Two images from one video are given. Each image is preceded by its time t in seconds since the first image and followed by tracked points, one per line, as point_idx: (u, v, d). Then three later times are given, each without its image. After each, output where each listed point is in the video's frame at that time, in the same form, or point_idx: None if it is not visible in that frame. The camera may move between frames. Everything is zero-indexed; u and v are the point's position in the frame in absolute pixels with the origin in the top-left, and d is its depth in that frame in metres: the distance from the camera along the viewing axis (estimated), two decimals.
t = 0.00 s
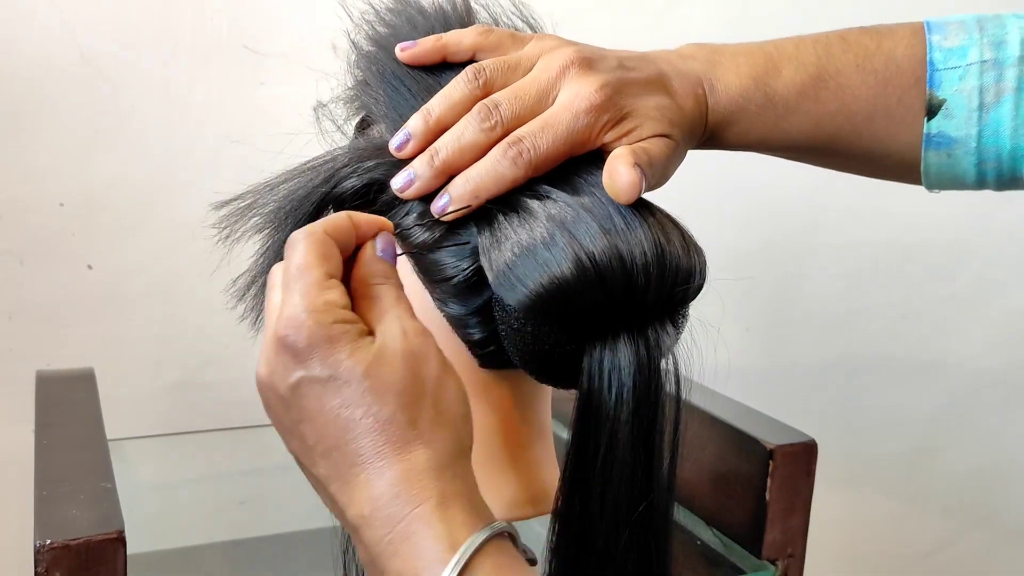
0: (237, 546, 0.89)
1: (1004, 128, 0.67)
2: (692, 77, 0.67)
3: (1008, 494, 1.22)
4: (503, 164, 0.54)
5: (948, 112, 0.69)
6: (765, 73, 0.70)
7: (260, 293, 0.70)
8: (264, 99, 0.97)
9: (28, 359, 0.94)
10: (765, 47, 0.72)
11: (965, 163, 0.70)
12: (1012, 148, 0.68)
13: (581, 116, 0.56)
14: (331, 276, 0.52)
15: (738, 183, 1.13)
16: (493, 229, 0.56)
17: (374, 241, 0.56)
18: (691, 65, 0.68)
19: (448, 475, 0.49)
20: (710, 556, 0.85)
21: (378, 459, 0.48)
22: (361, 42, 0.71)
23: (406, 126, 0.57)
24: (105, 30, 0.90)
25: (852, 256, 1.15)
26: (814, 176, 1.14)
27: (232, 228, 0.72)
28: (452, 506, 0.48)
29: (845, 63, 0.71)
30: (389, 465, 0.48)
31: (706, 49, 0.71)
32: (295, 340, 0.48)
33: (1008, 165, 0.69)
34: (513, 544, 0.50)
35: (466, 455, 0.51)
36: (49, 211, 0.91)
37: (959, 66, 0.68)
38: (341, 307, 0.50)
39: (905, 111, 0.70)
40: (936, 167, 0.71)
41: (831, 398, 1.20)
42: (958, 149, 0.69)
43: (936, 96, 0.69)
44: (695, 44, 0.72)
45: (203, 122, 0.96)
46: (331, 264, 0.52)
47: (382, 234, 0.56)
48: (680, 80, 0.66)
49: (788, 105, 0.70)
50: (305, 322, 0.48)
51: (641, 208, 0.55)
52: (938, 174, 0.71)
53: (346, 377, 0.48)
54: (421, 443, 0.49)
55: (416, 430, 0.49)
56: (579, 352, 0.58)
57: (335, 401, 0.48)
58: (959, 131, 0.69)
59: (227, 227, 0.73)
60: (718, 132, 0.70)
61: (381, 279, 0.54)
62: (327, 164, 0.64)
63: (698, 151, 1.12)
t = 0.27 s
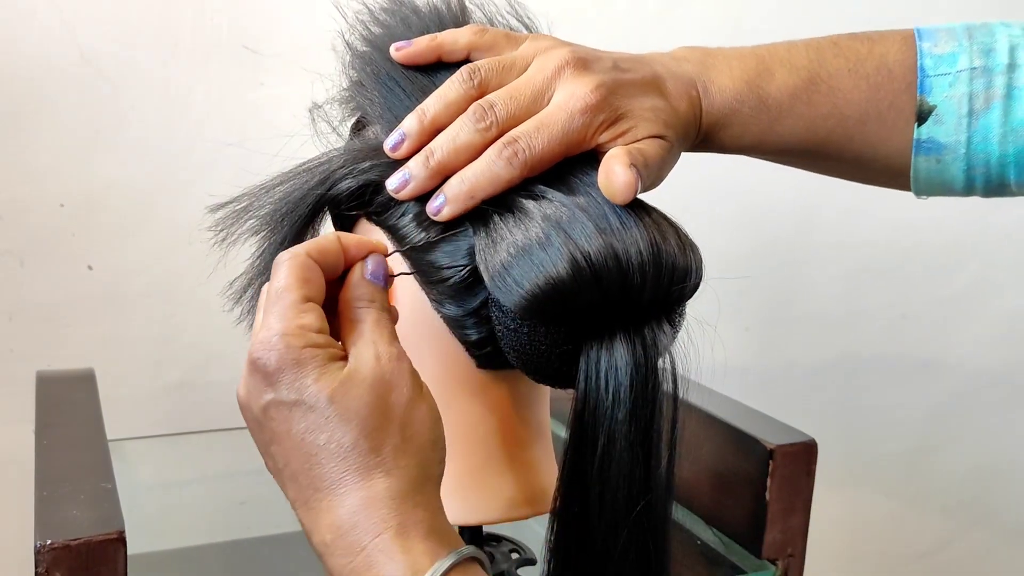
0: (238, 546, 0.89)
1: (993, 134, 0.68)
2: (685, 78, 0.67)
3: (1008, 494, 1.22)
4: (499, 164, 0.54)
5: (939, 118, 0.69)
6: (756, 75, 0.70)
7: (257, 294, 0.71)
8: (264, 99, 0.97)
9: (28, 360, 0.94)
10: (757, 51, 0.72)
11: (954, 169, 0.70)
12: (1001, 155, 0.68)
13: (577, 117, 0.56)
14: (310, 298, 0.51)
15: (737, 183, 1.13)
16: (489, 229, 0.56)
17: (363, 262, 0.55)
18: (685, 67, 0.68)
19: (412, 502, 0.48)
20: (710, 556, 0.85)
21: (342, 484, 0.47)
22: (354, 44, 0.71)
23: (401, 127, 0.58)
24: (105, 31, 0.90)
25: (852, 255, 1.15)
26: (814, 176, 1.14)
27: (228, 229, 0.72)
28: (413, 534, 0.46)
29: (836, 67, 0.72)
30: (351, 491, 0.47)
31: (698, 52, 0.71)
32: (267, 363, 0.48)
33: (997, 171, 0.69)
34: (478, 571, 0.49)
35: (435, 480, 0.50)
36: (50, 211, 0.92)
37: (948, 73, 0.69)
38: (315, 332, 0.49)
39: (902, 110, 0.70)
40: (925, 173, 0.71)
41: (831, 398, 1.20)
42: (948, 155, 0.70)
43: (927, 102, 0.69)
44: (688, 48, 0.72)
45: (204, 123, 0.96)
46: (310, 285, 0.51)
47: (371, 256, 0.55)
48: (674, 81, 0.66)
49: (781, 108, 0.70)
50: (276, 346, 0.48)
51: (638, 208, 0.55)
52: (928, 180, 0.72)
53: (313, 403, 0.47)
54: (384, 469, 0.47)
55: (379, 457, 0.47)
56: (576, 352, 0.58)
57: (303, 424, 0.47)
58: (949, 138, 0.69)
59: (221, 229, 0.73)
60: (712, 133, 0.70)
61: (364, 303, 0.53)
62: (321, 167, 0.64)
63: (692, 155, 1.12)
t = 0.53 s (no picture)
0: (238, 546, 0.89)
1: (995, 130, 0.68)
2: (689, 76, 0.67)
3: (1008, 494, 1.22)
4: (498, 149, 0.54)
5: (941, 113, 0.69)
6: (761, 69, 0.70)
7: (257, 296, 0.70)
8: (264, 99, 0.97)
9: (29, 360, 0.94)
10: (761, 46, 0.72)
11: (956, 165, 0.70)
12: (1003, 149, 0.68)
13: (579, 118, 0.56)
14: (337, 277, 0.51)
15: (738, 182, 1.13)
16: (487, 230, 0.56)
17: (391, 243, 0.55)
18: (688, 62, 0.68)
19: (429, 479, 0.48)
20: (711, 556, 0.85)
21: (362, 458, 0.47)
22: (355, 42, 0.71)
23: (400, 122, 0.57)
24: (105, 31, 0.90)
25: (853, 254, 1.15)
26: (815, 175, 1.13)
27: (229, 230, 0.71)
28: (428, 512, 0.47)
29: (839, 62, 0.71)
30: (370, 466, 0.47)
31: (700, 47, 0.71)
32: (294, 339, 0.48)
33: (998, 166, 0.69)
34: (492, 544, 0.50)
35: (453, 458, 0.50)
36: (50, 212, 0.92)
37: (951, 68, 0.69)
38: (341, 310, 0.49)
39: (902, 108, 0.70)
40: (927, 168, 0.72)
41: (831, 397, 1.19)
42: (950, 151, 0.70)
43: (930, 98, 0.69)
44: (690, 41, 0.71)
45: (205, 122, 0.96)
46: (338, 266, 0.51)
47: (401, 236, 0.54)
48: (679, 79, 0.66)
49: (785, 104, 0.70)
50: (303, 322, 0.48)
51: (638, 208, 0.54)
52: (929, 176, 0.72)
53: (337, 379, 0.47)
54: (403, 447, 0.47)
55: (397, 434, 0.47)
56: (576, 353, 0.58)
57: (327, 400, 0.48)
58: (951, 133, 0.69)
59: (223, 230, 0.73)
60: (717, 129, 0.69)
61: (391, 282, 0.53)
62: (322, 167, 0.64)
63: (693, 153, 1.12)
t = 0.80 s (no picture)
0: (240, 545, 0.89)
1: (996, 118, 0.68)
2: (691, 61, 0.67)
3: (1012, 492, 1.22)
4: (492, 164, 0.54)
5: (943, 102, 0.69)
6: (765, 56, 0.70)
7: (258, 299, 0.70)
8: (264, 99, 0.97)
9: (32, 360, 0.94)
10: (766, 31, 0.72)
11: (957, 153, 0.70)
12: (1003, 138, 0.69)
13: (572, 112, 0.56)
14: (333, 288, 0.51)
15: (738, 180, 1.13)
16: (485, 232, 0.56)
17: (389, 249, 0.54)
18: (690, 49, 0.68)
19: (425, 488, 0.48)
20: (714, 554, 0.85)
21: (358, 469, 0.48)
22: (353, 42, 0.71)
23: (395, 126, 0.58)
24: (104, 31, 0.90)
25: (855, 252, 1.15)
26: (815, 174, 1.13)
27: (230, 233, 0.71)
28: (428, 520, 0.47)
29: (843, 49, 0.71)
30: (367, 476, 0.47)
31: (704, 31, 0.70)
32: (290, 352, 0.48)
33: (998, 155, 0.70)
34: (490, 552, 0.50)
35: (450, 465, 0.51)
36: (52, 212, 0.92)
37: (955, 56, 0.68)
38: (337, 322, 0.49)
39: (902, 103, 0.70)
40: (928, 157, 0.72)
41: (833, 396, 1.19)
42: (951, 139, 0.70)
43: (933, 85, 0.69)
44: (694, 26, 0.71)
45: (206, 123, 0.96)
46: (333, 277, 0.51)
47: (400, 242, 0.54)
48: (678, 68, 0.65)
49: (789, 89, 0.70)
50: (299, 336, 0.48)
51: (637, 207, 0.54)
52: (929, 164, 0.72)
53: (333, 391, 0.47)
54: (399, 457, 0.48)
55: (393, 444, 0.48)
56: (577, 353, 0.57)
57: (324, 412, 0.48)
58: (952, 121, 0.69)
59: (223, 234, 0.73)
60: (720, 116, 0.69)
61: (388, 290, 0.52)
62: (322, 168, 0.64)
63: (695, 145, 1.11)
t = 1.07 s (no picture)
0: (241, 546, 0.89)
1: (996, 122, 0.68)
2: (692, 63, 0.67)
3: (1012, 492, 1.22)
4: (499, 173, 0.54)
5: (943, 105, 0.69)
6: (765, 60, 0.70)
7: (264, 298, 0.71)
8: (265, 99, 0.97)
9: (32, 360, 0.94)
10: (765, 36, 0.71)
11: (956, 156, 0.70)
12: (1003, 142, 0.69)
13: (575, 116, 0.56)
14: (317, 306, 0.52)
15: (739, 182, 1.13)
16: (488, 235, 0.56)
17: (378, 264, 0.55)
18: (692, 51, 0.68)
19: (413, 501, 0.48)
20: (716, 554, 0.85)
21: (347, 483, 0.48)
22: (353, 42, 0.71)
23: (398, 127, 0.58)
24: (105, 31, 0.90)
25: (855, 253, 1.15)
26: (815, 174, 1.13)
27: (232, 237, 0.71)
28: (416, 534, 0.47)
29: (843, 52, 0.71)
30: (354, 490, 0.48)
31: (705, 35, 0.70)
32: (276, 370, 0.49)
33: (997, 159, 0.70)
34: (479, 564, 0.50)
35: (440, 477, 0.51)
36: (52, 212, 0.92)
37: (955, 59, 0.69)
38: (322, 339, 0.50)
39: (902, 103, 0.70)
40: (927, 160, 0.72)
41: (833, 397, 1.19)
42: (950, 143, 0.70)
43: (933, 88, 0.69)
44: (693, 31, 0.71)
45: (206, 123, 0.96)
46: (317, 296, 0.52)
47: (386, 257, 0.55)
48: (679, 70, 0.65)
49: (789, 94, 0.70)
50: (283, 354, 0.49)
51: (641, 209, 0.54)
52: (929, 168, 0.72)
53: (317, 407, 0.48)
54: (385, 471, 0.48)
55: (378, 458, 0.48)
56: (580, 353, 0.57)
57: (310, 428, 0.48)
58: (952, 125, 0.69)
59: (225, 236, 0.74)
60: (721, 118, 0.69)
61: (376, 305, 0.53)
62: (324, 169, 0.64)
63: (694, 147, 1.11)
